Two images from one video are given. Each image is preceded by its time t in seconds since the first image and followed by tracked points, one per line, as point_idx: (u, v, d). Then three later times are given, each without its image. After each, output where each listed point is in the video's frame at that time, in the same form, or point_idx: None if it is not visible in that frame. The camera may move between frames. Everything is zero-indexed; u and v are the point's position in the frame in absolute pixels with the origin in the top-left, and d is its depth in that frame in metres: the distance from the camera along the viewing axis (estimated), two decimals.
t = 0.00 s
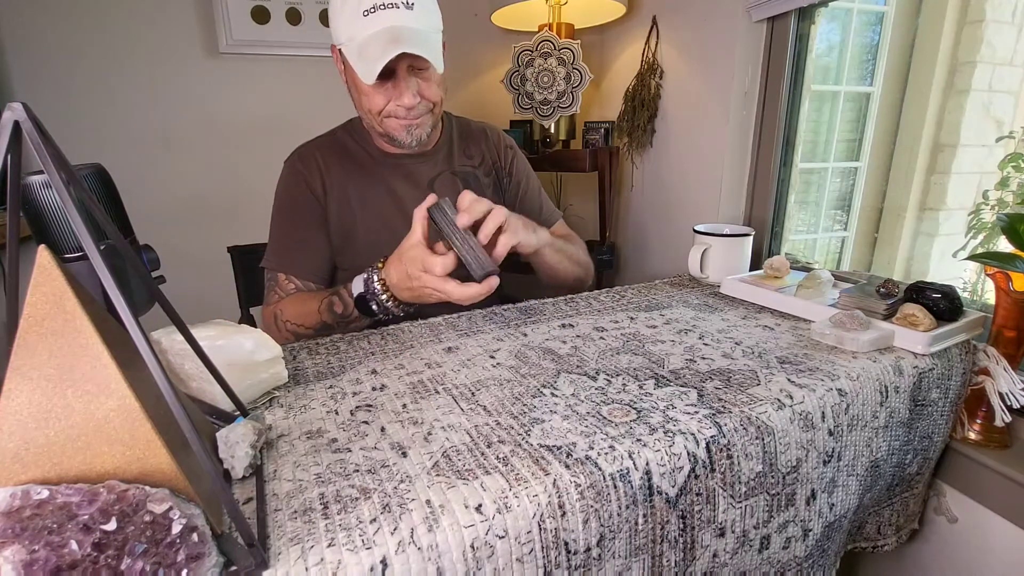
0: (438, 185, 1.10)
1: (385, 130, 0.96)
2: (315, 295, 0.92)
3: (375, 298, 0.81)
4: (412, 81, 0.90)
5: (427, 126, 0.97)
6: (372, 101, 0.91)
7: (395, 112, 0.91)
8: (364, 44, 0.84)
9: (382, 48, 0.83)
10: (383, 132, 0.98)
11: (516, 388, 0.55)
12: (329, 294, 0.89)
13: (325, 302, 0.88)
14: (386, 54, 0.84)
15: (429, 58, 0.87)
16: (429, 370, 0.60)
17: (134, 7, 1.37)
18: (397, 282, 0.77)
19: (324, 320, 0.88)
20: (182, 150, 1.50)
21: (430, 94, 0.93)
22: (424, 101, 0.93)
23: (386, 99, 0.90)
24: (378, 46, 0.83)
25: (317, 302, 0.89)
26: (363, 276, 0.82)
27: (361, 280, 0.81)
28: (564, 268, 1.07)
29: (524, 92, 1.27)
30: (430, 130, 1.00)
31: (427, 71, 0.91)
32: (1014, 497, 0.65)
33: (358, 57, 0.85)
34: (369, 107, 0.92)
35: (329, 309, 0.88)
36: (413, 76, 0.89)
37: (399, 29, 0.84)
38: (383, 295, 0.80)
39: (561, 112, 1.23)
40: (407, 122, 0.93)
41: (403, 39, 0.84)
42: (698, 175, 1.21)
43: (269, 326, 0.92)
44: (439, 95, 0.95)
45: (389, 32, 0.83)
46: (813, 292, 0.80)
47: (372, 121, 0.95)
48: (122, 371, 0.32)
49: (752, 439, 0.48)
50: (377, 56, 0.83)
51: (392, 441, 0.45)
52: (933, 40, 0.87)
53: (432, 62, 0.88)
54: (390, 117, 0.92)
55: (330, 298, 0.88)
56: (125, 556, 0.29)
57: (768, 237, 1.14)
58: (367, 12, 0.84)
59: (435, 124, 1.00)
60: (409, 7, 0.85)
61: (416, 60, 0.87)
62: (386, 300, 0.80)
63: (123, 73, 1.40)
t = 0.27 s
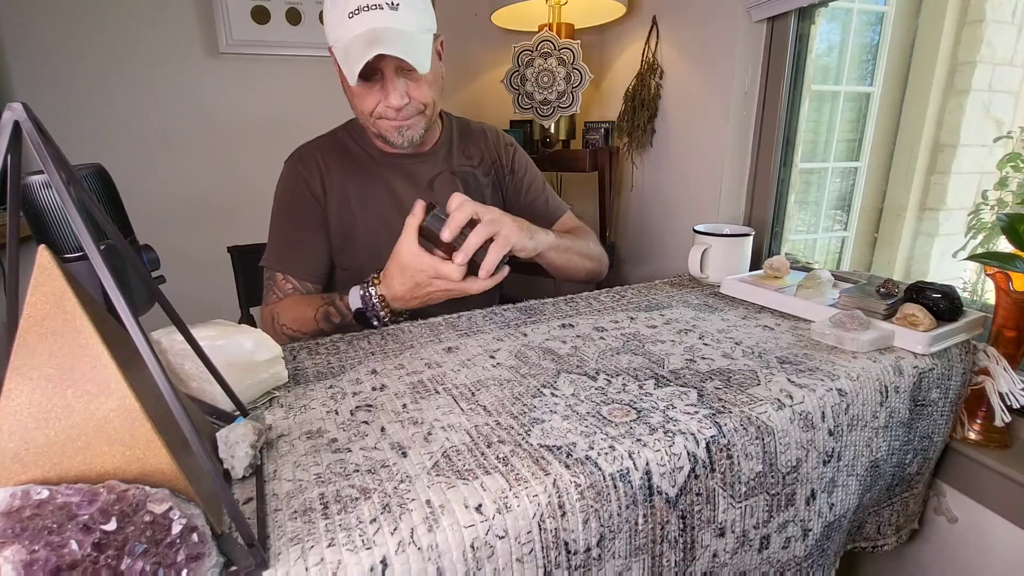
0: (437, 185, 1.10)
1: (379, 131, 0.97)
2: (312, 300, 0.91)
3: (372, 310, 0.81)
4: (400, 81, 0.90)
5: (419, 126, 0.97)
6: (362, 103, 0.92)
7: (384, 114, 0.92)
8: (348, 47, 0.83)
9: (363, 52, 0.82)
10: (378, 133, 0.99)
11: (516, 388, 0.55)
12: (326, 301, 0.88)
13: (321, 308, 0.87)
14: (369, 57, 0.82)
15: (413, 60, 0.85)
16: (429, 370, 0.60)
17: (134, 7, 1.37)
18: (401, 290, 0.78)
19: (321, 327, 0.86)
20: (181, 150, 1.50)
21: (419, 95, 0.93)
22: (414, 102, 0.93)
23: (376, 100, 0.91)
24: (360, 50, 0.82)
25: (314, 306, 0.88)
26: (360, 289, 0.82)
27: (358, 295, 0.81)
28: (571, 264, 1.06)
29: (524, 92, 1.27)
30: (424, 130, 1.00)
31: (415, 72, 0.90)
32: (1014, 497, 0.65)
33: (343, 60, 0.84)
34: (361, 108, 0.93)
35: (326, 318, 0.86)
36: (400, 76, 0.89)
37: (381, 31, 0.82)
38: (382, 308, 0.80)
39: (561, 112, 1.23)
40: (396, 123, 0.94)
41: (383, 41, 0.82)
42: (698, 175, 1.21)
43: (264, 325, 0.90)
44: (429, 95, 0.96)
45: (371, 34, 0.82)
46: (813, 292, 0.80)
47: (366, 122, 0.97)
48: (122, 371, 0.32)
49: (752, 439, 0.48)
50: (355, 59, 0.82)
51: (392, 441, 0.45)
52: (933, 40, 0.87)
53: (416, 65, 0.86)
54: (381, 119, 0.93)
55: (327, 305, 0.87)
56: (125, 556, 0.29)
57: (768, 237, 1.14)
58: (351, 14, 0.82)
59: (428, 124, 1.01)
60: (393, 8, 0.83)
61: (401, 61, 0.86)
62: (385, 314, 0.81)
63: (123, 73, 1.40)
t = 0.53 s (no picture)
0: (437, 185, 1.10)
1: (374, 132, 0.98)
2: (320, 300, 0.90)
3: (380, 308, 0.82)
4: (391, 82, 0.89)
5: (412, 127, 0.97)
6: (357, 104, 0.92)
7: (375, 115, 0.92)
8: (336, 48, 0.83)
9: (347, 53, 0.82)
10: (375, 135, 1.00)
11: (517, 388, 0.55)
12: (334, 301, 0.87)
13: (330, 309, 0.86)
14: (353, 58, 0.82)
15: (398, 61, 0.84)
16: (429, 370, 0.60)
17: (134, 7, 1.37)
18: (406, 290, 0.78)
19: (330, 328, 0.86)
20: (181, 150, 1.50)
21: (410, 95, 0.92)
22: (404, 102, 0.92)
23: (368, 101, 0.91)
24: (344, 50, 0.82)
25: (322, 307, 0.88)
26: (368, 287, 0.83)
27: (367, 292, 0.82)
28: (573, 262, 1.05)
29: (524, 92, 1.27)
30: (420, 130, 1.00)
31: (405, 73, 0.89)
32: (1015, 497, 0.65)
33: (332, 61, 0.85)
34: (356, 109, 0.94)
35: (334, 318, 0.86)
36: (390, 77, 0.89)
37: (366, 31, 0.81)
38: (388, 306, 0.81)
39: (561, 112, 1.23)
40: (388, 124, 0.94)
41: (367, 41, 0.81)
42: (698, 174, 1.21)
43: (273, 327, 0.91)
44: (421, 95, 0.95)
45: (355, 35, 0.81)
46: (813, 292, 0.80)
47: (362, 123, 0.97)
48: (122, 371, 0.32)
49: (752, 439, 0.48)
50: (341, 59, 0.83)
51: (392, 441, 0.45)
52: (933, 40, 0.87)
53: (402, 65, 0.85)
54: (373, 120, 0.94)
55: (336, 306, 0.87)
56: (125, 556, 0.29)
57: (768, 237, 1.14)
58: (338, 15, 0.83)
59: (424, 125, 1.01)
60: (379, 8, 0.82)
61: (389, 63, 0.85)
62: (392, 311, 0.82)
63: (123, 72, 1.40)
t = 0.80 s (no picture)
0: (435, 184, 1.10)
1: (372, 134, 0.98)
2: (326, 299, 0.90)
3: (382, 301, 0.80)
4: (386, 82, 0.89)
5: (410, 126, 0.97)
6: (354, 105, 0.93)
7: (372, 116, 0.92)
8: (329, 51, 0.84)
9: (340, 55, 0.82)
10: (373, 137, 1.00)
11: (517, 388, 0.55)
12: (340, 300, 0.87)
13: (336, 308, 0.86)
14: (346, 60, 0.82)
15: (392, 60, 0.84)
16: (429, 370, 0.60)
17: (134, 8, 1.37)
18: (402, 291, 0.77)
19: (334, 326, 0.86)
20: (181, 150, 1.50)
21: (405, 95, 0.92)
22: (400, 102, 0.92)
23: (363, 103, 0.91)
24: (337, 52, 0.82)
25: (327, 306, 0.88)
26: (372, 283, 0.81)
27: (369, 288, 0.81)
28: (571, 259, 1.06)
29: (524, 92, 1.27)
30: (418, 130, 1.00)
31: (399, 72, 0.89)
32: (1014, 496, 0.65)
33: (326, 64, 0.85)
34: (354, 112, 0.94)
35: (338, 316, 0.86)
36: (385, 77, 0.89)
37: (357, 33, 0.82)
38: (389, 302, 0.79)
39: (561, 112, 1.23)
40: (386, 124, 0.93)
41: (359, 41, 0.81)
42: (698, 174, 1.21)
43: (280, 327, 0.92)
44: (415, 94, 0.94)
45: (347, 37, 0.81)
46: (813, 292, 0.80)
47: (360, 126, 0.97)
48: (122, 371, 0.32)
49: (752, 439, 0.48)
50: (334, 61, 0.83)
51: (392, 441, 0.45)
52: (933, 40, 0.87)
53: (396, 65, 0.85)
54: (370, 122, 0.93)
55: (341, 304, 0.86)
56: (125, 556, 0.29)
57: (768, 237, 1.14)
58: (330, 18, 0.83)
59: (421, 125, 1.00)
60: (370, 9, 0.83)
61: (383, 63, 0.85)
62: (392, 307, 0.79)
63: (123, 72, 1.40)
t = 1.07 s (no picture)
0: (433, 184, 1.10)
1: (371, 136, 0.98)
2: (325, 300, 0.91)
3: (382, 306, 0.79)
4: (383, 84, 0.89)
5: (409, 127, 0.97)
6: (352, 108, 0.93)
7: (370, 119, 0.92)
8: (326, 54, 0.83)
9: (339, 57, 0.82)
10: (371, 139, 1.00)
11: (517, 388, 0.55)
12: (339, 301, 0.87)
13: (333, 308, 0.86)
14: (345, 62, 0.82)
15: (389, 61, 0.84)
16: (429, 370, 0.60)
17: (134, 8, 1.37)
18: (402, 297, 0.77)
19: (332, 327, 0.85)
20: (181, 150, 1.50)
21: (402, 95, 0.92)
22: (397, 103, 0.92)
23: (361, 105, 0.91)
24: (336, 55, 0.82)
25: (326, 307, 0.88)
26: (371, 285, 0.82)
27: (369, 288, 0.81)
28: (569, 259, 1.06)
29: (524, 92, 1.27)
30: (416, 131, 1.00)
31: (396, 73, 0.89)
32: (1014, 496, 0.65)
33: (323, 67, 0.85)
34: (352, 114, 0.94)
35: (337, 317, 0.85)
36: (381, 79, 0.89)
37: (355, 36, 0.81)
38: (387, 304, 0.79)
39: (561, 112, 1.23)
40: (384, 126, 0.94)
41: (357, 44, 0.81)
42: (698, 174, 1.21)
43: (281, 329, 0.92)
44: (412, 95, 0.94)
45: (344, 40, 0.81)
46: (813, 292, 0.80)
47: (359, 128, 0.97)
48: (122, 371, 0.32)
49: (752, 439, 0.48)
50: (333, 64, 0.83)
51: (392, 441, 0.45)
52: (933, 41, 0.87)
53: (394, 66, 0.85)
54: (368, 124, 0.93)
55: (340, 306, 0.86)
56: (125, 556, 0.29)
57: (768, 237, 1.14)
58: (326, 20, 0.83)
59: (418, 126, 1.00)
60: (365, 10, 0.82)
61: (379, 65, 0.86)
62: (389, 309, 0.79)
63: (123, 72, 1.40)
